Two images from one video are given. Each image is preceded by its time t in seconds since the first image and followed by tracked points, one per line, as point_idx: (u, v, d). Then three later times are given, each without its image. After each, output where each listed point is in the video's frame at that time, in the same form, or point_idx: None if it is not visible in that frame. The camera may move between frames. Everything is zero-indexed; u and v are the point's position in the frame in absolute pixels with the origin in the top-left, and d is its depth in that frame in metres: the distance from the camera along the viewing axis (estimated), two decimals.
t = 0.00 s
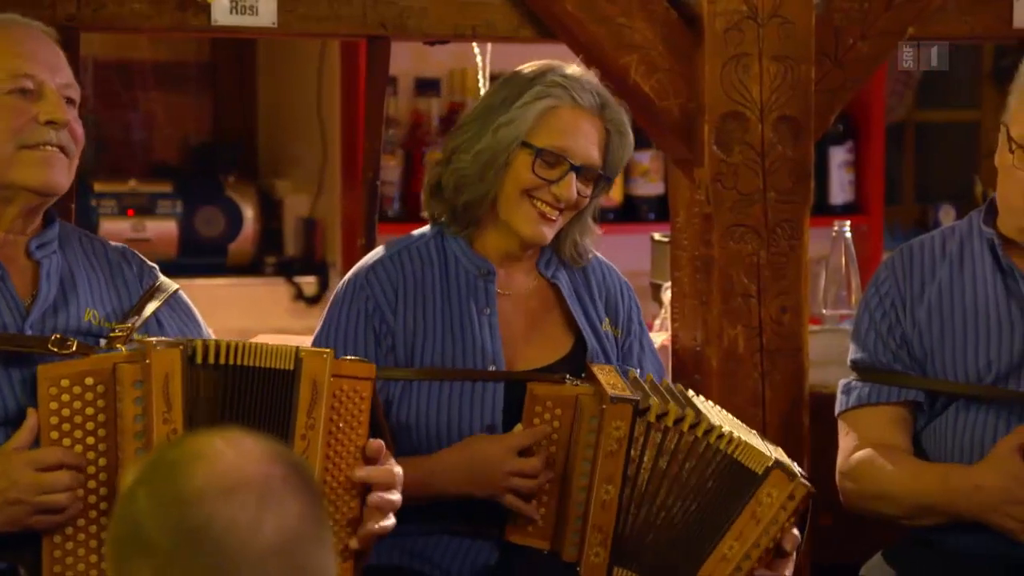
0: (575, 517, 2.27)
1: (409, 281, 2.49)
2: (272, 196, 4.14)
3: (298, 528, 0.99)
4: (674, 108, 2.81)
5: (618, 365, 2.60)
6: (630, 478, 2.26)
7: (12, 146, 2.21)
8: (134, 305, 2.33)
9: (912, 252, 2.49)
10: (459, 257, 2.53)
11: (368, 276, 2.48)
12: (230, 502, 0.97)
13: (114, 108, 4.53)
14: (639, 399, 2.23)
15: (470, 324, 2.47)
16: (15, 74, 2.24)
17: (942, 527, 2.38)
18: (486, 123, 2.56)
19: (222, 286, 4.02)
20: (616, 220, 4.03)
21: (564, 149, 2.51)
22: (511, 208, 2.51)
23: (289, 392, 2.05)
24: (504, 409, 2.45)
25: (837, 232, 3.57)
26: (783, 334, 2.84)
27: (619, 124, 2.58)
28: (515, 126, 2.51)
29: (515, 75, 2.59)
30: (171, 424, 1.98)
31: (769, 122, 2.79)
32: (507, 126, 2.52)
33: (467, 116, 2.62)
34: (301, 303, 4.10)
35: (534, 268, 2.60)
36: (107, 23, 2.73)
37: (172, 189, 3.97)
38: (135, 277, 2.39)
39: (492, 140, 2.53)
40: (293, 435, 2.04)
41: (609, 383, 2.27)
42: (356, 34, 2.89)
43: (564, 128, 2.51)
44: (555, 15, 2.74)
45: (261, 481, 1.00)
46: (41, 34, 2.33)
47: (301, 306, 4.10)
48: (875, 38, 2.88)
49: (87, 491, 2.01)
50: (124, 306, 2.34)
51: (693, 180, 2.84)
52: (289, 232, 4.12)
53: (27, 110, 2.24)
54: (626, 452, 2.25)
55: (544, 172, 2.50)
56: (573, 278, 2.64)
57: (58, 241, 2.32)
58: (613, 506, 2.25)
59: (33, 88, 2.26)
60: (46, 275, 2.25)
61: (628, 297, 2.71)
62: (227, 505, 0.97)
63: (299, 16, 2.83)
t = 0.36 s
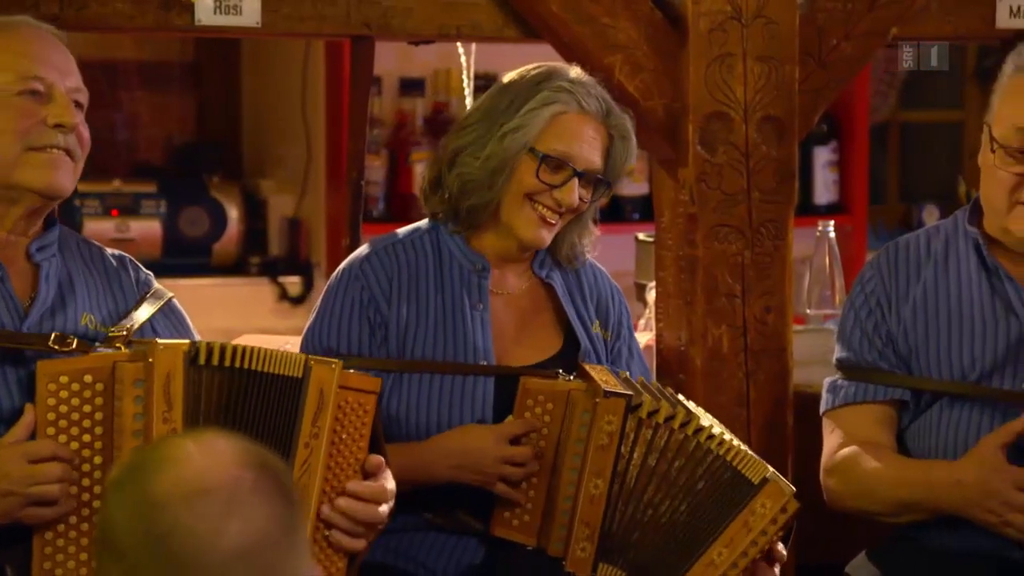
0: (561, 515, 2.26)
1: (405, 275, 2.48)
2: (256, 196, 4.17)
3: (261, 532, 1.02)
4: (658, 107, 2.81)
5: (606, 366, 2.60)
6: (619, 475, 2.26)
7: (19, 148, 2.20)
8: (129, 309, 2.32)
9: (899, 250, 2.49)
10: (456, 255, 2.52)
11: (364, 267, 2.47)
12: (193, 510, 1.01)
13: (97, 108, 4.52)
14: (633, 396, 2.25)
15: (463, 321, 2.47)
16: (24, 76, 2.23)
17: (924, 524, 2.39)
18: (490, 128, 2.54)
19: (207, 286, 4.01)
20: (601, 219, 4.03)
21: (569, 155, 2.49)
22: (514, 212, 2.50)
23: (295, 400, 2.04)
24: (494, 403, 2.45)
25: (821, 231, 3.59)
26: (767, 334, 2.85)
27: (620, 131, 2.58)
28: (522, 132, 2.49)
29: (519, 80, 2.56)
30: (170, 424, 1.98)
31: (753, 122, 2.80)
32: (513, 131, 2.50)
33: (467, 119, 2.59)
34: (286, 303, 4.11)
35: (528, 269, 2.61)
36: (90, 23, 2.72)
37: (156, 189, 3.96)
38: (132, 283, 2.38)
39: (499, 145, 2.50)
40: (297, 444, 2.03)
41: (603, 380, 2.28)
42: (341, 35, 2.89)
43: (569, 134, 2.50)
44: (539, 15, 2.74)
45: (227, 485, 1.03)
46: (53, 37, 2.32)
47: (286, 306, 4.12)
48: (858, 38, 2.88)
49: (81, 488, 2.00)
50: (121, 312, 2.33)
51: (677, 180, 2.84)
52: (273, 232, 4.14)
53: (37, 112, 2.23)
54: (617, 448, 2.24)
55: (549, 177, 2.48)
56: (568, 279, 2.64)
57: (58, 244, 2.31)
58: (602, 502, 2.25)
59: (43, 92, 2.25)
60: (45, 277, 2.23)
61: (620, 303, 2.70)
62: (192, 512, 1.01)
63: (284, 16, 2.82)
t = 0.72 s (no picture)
0: (546, 520, 2.26)
1: (371, 293, 2.48)
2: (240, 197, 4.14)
3: (225, 530, 1.07)
4: (641, 108, 2.81)
5: (580, 361, 2.60)
6: (603, 477, 2.26)
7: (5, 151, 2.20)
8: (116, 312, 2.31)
9: (880, 249, 2.49)
10: (421, 266, 2.51)
11: (332, 284, 2.47)
12: (159, 514, 1.07)
13: (80, 108, 4.51)
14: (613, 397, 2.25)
15: (434, 330, 2.46)
16: (9, 79, 2.23)
17: (907, 522, 2.38)
18: (425, 127, 2.59)
19: (188, 286, 4.01)
20: (583, 220, 4.05)
21: (503, 138, 2.52)
22: (460, 203, 2.51)
23: (284, 406, 2.04)
24: (472, 410, 2.46)
25: (804, 231, 3.58)
26: (750, 334, 2.85)
27: (560, 112, 2.59)
28: (451, 124, 2.54)
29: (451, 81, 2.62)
30: (155, 428, 1.97)
31: (735, 123, 2.80)
32: (444, 125, 2.55)
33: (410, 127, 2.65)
34: (269, 303, 4.11)
35: (495, 272, 2.60)
36: (73, 23, 2.71)
37: (140, 189, 3.95)
38: (119, 285, 2.36)
39: (433, 141, 2.55)
40: (284, 450, 2.03)
41: (580, 382, 2.26)
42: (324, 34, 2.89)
43: (501, 118, 2.53)
44: (523, 14, 2.74)
45: (192, 490, 1.09)
46: (37, 38, 2.31)
47: (270, 305, 4.11)
48: (842, 38, 2.88)
49: (64, 491, 1.99)
50: (107, 314, 2.32)
51: (661, 180, 2.85)
52: (256, 232, 4.16)
53: (22, 116, 2.23)
54: (598, 451, 2.24)
55: (486, 163, 2.51)
56: (536, 279, 2.63)
57: (44, 246, 2.30)
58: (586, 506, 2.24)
59: (29, 95, 2.25)
60: (30, 281, 2.22)
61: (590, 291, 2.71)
62: (158, 517, 1.06)
63: (268, 16, 2.82)
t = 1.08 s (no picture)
0: (516, 518, 2.25)
1: (331, 301, 2.48)
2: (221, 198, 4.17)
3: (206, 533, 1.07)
4: (623, 109, 2.81)
5: (547, 352, 2.61)
6: (567, 468, 2.22)
7: None
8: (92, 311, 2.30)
9: (868, 247, 2.51)
10: (381, 268, 2.51)
11: (291, 300, 2.46)
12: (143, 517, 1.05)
13: (61, 108, 4.50)
14: (568, 390, 2.21)
15: (399, 336, 2.46)
16: None
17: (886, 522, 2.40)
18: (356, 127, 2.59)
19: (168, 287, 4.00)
20: (566, 221, 4.05)
21: (430, 126, 2.52)
22: (398, 196, 2.51)
23: (261, 407, 2.03)
24: (439, 413, 2.44)
25: (785, 231, 3.58)
26: (732, 335, 2.85)
27: (485, 92, 2.57)
28: (376, 120, 2.54)
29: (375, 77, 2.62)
30: (125, 430, 1.97)
31: (717, 123, 2.80)
32: (370, 122, 2.55)
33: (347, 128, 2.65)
34: (251, 304, 4.10)
35: (454, 266, 2.60)
36: (53, 23, 2.71)
37: (121, 190, 3.95)
38: (94, 284, 2.35)
39: (363, 140, 2.56)
40: (261, 450, 2.02)
41: (537, 377, 2.25)
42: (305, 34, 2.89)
43: (424, 106, 2.52)
44: (503, 14, 2.74)
45: (175, 493, 1.08)
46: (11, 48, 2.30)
47: (251, 305, 4.10)
48: (822, 39, 2.89)
49: (37, 493, 1.98)
50: (82, 313, 2.32)
51: (642, 180, 2.85)
52: (236, 232, 4.17)
53: None
54: (560, 445, 2.21)
55: (416, 154, 2.51)
56: (495, 269, 2.63)
57: (18, 245, 2.30)
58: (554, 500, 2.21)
59: None
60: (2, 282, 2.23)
61: (555, 277, 2.72)
62: (141, 519, 1.05)
63: (248, 16, 2.81)
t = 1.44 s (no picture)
0: (501, 523, 2.24)
1: (323, 300, 2.47)
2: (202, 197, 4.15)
3: (189, 535, 1.06)
4: (605, 109, 2.81)
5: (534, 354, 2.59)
6: (548, 473, 2.24)
7: None
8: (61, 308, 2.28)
9: (853, 247, 2.50)
10: (372, 268, 2.50)
11: (281, 296, 2.45)
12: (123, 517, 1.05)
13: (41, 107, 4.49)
14: (547, 397, 2.22)
15: (386, 337, 2.45)
16: None
17: (872, 523, 2.39)
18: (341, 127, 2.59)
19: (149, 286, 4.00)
20: (547, 221, 4.05)
21: (421, 114, 2.52)
22: (393, 186, 2.51)
23: (235, 403, 2.03)
24: (427, 415, 2.43)
25: (767, 231, 3.59)
26: (714, 335, 2.86)
27: (468, 81, 2.59)
28: (364, 114, 2.54)
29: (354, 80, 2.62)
30: (94, 433, 1.95)
31: (698, 123, 2.80)
32: (357, 119, 2.55)
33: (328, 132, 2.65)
34: (233, 304, 4.09)
35: (443, 267, 2.59)
36: (33, 23, 2.70)
37: (102, 189, 3.93)
38: (65, 279, 2.34)
39: (350, 137, 2.55)
40: (237, 447, 2.01)
41: (514, 382, 2.24)
42: (285, 34, 2.89)
43: (412, 96, 2.53)
44: (485, 14, 2.74)
45: (155, 490, 1.07)
46: None
47: (233, 306, 4.10)
48: (803, 39, 2.89)
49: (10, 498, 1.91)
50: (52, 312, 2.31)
51: (624, 180, 2.85)
52: (220, 231, 4.14)
53: None
54: (542, 450, 2.23)
55: (410, 143, 2.51)
56: (484, 271, 2.61)
57: None
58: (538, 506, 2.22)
59: None
60: None
61: (547, 275, 2.70)
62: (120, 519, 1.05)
63: (229, 16, 2.81)
